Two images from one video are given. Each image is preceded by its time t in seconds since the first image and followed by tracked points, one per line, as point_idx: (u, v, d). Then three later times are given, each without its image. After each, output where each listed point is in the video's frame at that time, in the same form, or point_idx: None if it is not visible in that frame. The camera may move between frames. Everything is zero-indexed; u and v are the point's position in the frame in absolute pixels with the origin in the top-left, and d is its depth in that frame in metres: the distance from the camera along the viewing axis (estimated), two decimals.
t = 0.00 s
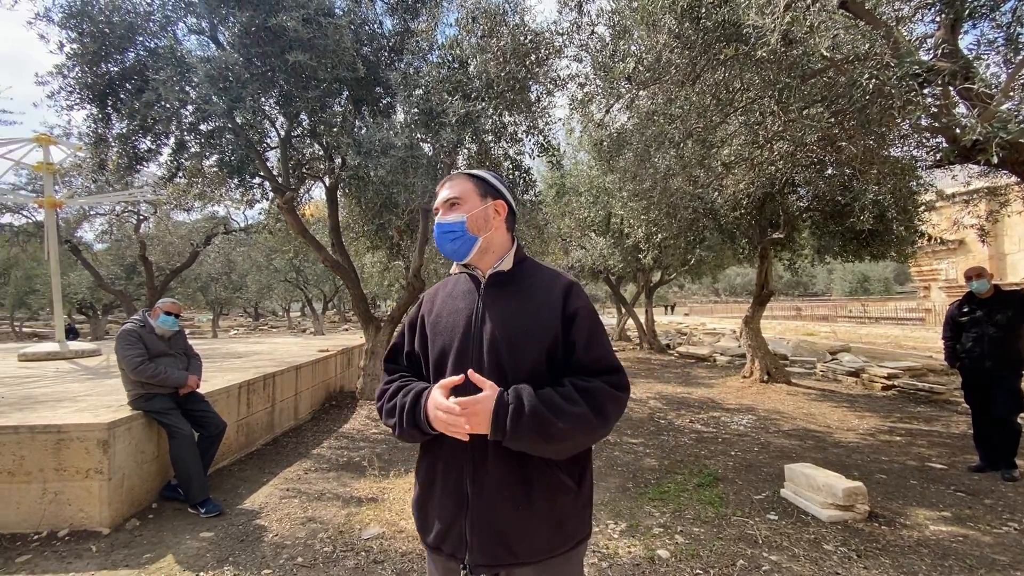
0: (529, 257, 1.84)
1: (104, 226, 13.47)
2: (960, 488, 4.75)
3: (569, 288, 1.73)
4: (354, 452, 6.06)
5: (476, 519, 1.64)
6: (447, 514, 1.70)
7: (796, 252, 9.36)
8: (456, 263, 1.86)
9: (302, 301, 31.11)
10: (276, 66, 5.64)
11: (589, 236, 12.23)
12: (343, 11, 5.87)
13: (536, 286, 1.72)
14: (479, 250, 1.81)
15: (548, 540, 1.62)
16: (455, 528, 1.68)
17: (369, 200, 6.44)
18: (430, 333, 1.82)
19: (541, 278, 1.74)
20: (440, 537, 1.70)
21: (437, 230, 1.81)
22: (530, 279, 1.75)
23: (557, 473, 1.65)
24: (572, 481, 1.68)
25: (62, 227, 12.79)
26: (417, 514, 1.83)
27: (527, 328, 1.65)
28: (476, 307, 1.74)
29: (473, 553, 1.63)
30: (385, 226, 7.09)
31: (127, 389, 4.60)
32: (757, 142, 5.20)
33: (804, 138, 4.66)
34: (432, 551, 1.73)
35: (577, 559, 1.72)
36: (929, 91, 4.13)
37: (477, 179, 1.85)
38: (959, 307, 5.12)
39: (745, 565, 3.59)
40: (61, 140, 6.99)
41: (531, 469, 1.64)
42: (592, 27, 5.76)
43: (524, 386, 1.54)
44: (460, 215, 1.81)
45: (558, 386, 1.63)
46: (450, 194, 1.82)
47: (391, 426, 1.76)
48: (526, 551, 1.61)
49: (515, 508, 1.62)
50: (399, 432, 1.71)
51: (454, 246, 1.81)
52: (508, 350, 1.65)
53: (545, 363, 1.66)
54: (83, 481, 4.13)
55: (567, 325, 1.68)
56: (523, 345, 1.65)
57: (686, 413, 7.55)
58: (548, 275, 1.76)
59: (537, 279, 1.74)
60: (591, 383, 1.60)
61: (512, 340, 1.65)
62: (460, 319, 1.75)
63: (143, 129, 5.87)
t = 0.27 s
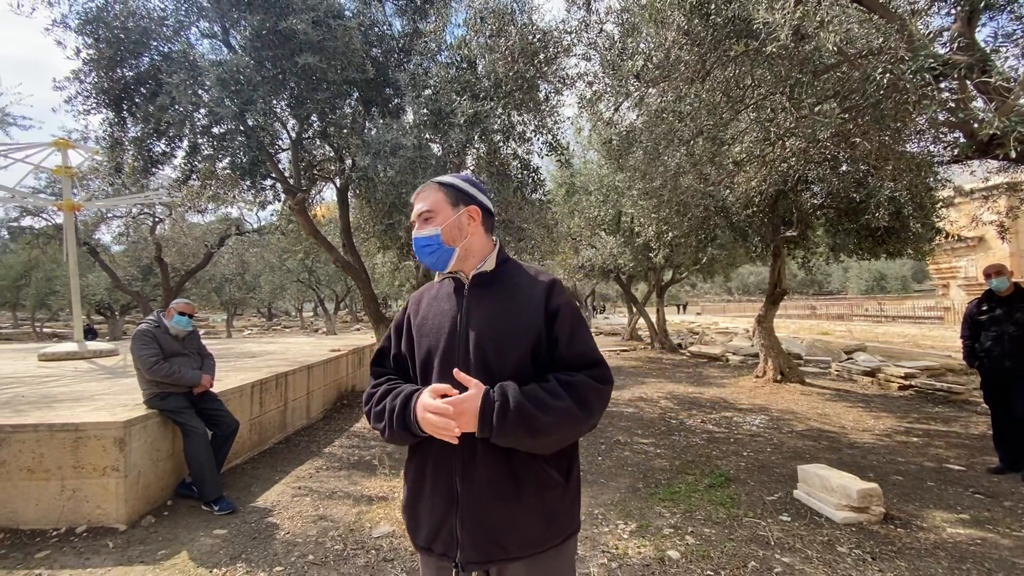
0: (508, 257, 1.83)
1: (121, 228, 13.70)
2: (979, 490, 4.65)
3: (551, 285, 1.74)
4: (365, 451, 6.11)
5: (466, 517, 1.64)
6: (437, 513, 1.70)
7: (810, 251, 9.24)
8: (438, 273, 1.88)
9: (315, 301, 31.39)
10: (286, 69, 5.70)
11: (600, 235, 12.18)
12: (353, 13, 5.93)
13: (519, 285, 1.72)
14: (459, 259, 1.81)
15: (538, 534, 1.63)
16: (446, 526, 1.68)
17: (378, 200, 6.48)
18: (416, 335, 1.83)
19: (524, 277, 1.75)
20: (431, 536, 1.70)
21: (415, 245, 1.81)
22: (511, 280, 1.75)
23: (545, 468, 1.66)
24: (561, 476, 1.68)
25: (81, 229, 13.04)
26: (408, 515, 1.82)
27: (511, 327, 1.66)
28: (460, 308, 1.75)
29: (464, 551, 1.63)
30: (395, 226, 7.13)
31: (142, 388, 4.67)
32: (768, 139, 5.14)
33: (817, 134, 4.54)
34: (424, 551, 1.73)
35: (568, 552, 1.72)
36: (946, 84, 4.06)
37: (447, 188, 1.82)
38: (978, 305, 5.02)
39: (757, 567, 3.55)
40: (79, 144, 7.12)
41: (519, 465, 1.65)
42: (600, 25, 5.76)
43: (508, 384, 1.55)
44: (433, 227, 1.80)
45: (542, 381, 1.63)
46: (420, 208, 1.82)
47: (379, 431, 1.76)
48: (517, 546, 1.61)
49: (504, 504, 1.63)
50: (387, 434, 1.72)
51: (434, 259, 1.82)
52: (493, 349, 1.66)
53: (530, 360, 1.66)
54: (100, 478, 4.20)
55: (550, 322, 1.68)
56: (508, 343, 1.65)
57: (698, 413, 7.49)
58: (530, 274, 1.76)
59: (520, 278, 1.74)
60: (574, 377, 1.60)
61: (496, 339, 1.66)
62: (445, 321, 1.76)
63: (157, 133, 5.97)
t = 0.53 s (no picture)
0: (491, 257, 1.82)
1: (135, 229, 13.89)
2: (996, 492, 4.57)
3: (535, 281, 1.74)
4: (375, 450, 6.14)
5: (462, 515, 1.64)
6: (434, 513, 1.70)
7: (822, 249, 9.14)
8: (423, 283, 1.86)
9: (326, 301, 31.60)
10: (296, 70, 5.75)
11: (609, 234, 12.13)
12: (361, 14, 5.99)
13: (503, 283, 1.73)
14: (441, 267, 1.80)
15: (534, 529, 1.62)
16: (444, 526, 1.68)
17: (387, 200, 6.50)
18: (405, 340, 1.83)
19: (507, 275, 1.76)
20: (429, 537, 1.70)
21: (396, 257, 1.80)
22: (494, 280, 1.75)
23: (537, 462, 1.65)
24: (553, 470, 1.68)
25: (97, 231, 13.25)
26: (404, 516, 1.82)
27: (497, 324, 1.67)
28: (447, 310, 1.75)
29: (463, 549, 1.63)
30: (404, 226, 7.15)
31: (155, 387, 4.73)
32: (779, 137, 5.02)
33: (828, 131, 4.45)
34: (423, 552, 1.73)
35: (564, 545, 1.72)
36: (961, 79, 3.99)
37: (422, 198, 1.80)
38: (996, 303, 4.95)
39: (768, 568, 3.52)
40: (94, 147, 7.24)
41: (512, 461, 1.64)
42: (608, 23, 5.72)
43: (492, 376, 1.54)
44: (412, 239, 1.79)
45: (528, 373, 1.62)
46: (397, 220, 1.80)
47: (372, 433, 1.74)
48: (514, 542, 1.61)
49: (499, 501, 1.63)
50: (378, 435, 1.71)
51: (416, 270, 1.80)
52: (481, 349, 1.66)
53: (518, 356, 1.66)
54: (115, 475, 4.27)
55: (535, 316, 1.68)
56: (494, 342, 1.66)
57: (708, 413, 7.43)
58: (514, 272, 1.77)
59: (504, 277, 1.75)
60: (559, 369, 1.59)
61: (483, 338, 1.67)
62: (433, 324, 1.76)
63: (170, 135, 6.04)
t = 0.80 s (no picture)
0: (484, 258, 1.83)
1: (145, 230, 14.01)
2: (1010, 492, 4.51)
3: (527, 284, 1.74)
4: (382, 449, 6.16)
5: (462, 515, 1.64)
6: (433, 514, 1.69)
7: (832, 247, 9.06)
8: (414, 277, 1.86)
9: (334, 301, 31.75)
10: (303, 71, 5.78)
11: (616, 233, 12.09)
12: (367, 14, 6.00)
13: (496, 285, 1.72)
14: (434, 261, 1.81)
15: (534, 527, 1.63)
16: (444, 526, 1.68)
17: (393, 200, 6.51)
18: (399, 344, 1.81)
19: (500, 277, 1.75)
20: (429, 538, 1.69)
21: (390, 247, 1.80)
22: (487, 281, 1.74)
23: (534, 460, 1.65)
24: (550, 467, 1.69)
25: (108, 231, 13.39)
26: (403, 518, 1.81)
27: (491, 327, 1.66)
28: (440, 314, 1.74)
29: (463, 549, 1.63)
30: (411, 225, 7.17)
31: (166, 386, 4.77)
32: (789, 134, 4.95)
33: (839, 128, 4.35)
34: (423, 552, 1.72)
35: (563, 541, 1.73)
36: (973, 75, 3.94)
37: (422, 191, 1.81)
38: (1010, 302, 4.88)
39: (777, 569, 3.49)
40: (104, 148, 7.31)
41: (509, 461, 1.64)
42: (615, 21, 5.68)
43: (486, 384, 1.55)
44: (409, 230, 1.79)
45: (521, 378, 1.64)
46: (395, 211, 1.80)
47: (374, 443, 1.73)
48: (514, 540, 1.62)
49: (498, 500, 1.63)
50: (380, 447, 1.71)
51: (409, 262, 1.81)
52: (476, 353, 1.66)
53: (512, 358, 1.66)
54: (126, 473, 4.31)
55: (529, 319, 1.69)
56: (489, 345, 1.65)
57: (717, 412, 7.39)
58: (506, 274, 1.76)
59: (497, 279, 1.74)
60: (553, 374, 1.61)
61: (477, 342, 1.66)
62: (426, 328, 1.74)
63: (179, 135, 6.10)
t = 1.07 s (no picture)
0: (487, 259, 1.82)
1: (152, 230, 14.09)
2: (1019, 493, 4.46)
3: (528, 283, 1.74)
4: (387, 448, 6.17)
5: (462, 514, 1.63)
6: (432, 514, 1.68)
7: (839, 246, 9.01)
8: (418, 272, 1.85)
9: (339, 300, 31.84)
10: (308, 71, 5.79)
11: (621, 232, 12.07)
12: (372, 13, 6.00)
13: (497, 284, 1.72)
14: (439, 257, 1.81)
15: (534, 524, 1.63)
16: (443, 526, 1.66)
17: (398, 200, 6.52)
18: (400, 342, 1.79)
19: (501, 277, 1.75)
20: (428, 538, 1.68)
21: (398, 238, 1.79)
22: (488, 280, 1.74)
23: (536, 459, 1.65)
24: (550, 465, 1.69)
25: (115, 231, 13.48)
26: (401, 518, 1.79)
27: (492, 325, 1.65)
28: (441, 311, 1.72)
29: (463, 548, 1.62)
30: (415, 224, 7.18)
31: (172, 385, 4.79)
32: (795, 132, 4.93)
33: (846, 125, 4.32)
34: (422, 552, 1.71)
35: (562, 539, 1.73)
36: (982, 72, 3.90)
37: (436, 187, 1.83)
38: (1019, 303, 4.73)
39: (783, 570, 3.47)
40: (111, 149, 7.35)
41: (510, 459, 1.64)
42: (620, 19, 5.67)
43: (487, 382, 1.55)
44: (419, 224, 1.79)
45: (522, 377, 1.63)
46: (407, 204, 1.80)
47: (373, 440, 1.72)
48: (515, 538, 1.61)
49: (498, 498, 1.62)
50: (381, 444, 1.69)
51: (415, 255, 1.80)
52: (476, 351, 1.65)
53: (513, 357, 1.66)
54: (132, 471, 4.33)
55: (530, 318, 1.69)
56: (490, 344, 1.65)
57: (722, 412, 7.36)
58: (507, 273, 1.76)
59: (498, 278, 1.74)
60: (554, 373, 1.61)
61: (478, 340, 1.65)
62: (427, 326, 1.73)
63: (185, 136, 6.12)
